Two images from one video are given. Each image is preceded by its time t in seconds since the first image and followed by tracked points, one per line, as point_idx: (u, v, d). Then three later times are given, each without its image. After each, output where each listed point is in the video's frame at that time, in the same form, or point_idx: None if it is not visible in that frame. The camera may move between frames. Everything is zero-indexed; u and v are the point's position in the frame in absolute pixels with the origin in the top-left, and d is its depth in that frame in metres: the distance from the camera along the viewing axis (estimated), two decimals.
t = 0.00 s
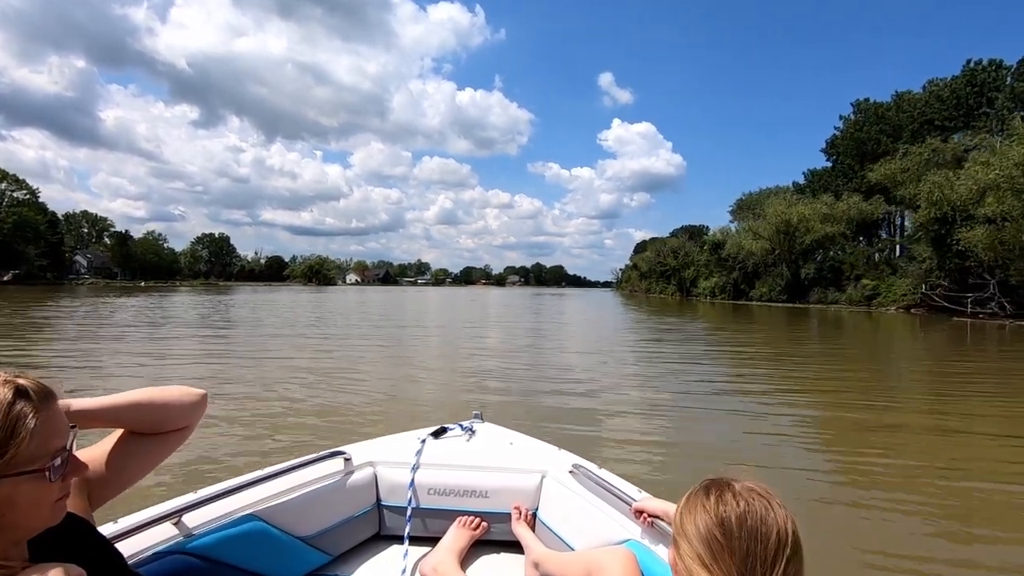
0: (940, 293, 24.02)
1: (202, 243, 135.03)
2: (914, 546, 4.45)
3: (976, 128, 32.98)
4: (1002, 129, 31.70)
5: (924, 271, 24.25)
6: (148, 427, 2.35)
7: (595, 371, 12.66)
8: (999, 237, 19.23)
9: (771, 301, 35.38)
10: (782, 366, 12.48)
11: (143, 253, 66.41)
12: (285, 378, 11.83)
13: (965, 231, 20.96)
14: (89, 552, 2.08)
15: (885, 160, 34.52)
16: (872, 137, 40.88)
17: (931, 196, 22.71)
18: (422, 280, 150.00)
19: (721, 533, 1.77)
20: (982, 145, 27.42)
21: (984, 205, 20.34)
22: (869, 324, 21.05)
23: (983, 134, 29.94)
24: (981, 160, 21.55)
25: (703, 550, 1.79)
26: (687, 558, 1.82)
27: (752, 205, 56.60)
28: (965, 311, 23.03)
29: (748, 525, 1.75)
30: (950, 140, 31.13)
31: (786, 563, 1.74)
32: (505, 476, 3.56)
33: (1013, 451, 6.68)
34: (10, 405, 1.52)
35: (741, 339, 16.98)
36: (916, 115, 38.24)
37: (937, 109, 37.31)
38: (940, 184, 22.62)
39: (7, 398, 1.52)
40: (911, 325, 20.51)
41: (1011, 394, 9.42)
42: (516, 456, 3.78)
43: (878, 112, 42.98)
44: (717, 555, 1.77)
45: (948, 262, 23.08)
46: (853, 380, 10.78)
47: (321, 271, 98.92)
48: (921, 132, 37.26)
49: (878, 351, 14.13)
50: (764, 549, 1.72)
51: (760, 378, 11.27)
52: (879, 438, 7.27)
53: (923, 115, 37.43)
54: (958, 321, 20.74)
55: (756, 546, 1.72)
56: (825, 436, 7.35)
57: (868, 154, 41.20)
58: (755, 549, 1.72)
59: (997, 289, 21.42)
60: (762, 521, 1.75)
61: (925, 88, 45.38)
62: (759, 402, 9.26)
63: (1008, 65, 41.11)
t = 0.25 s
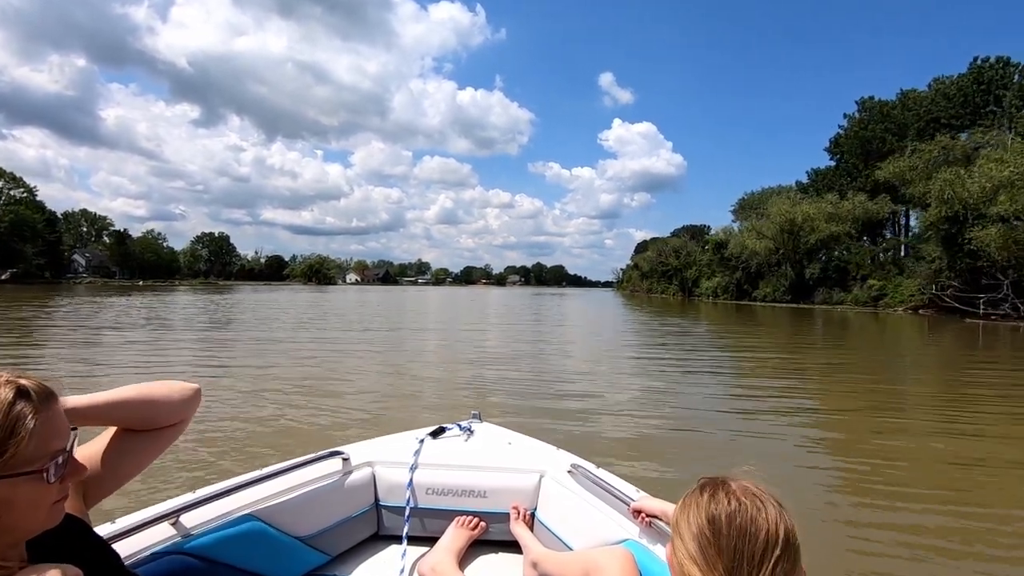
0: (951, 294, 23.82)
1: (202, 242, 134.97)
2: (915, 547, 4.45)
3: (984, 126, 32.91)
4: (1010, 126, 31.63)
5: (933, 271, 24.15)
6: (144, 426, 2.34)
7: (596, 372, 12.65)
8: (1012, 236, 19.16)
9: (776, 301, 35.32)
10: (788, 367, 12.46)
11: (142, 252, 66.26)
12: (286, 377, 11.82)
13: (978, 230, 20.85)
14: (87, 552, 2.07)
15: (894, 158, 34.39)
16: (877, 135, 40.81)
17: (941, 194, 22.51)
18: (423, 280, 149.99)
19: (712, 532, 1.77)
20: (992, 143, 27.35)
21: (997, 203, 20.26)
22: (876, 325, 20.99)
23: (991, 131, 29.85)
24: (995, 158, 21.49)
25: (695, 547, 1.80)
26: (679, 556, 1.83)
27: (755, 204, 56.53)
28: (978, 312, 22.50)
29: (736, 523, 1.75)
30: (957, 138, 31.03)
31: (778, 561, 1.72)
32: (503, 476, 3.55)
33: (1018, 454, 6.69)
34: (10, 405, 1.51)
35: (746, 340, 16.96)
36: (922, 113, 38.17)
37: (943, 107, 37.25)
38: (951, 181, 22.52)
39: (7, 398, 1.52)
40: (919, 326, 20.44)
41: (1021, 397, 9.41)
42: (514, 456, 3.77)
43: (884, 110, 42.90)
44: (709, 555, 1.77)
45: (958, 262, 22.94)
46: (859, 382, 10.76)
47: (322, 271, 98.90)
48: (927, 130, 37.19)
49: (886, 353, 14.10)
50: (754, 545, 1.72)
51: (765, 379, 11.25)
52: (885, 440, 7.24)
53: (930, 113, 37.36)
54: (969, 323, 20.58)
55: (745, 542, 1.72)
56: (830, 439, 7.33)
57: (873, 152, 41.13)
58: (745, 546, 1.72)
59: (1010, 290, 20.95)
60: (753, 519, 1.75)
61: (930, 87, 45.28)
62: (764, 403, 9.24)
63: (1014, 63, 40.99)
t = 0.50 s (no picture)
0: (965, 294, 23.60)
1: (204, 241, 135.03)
2: (924, 556, 4.43)
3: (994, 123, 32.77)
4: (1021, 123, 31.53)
5: (946, 270, 23.99)
6: (145, 427, 2.34)
7: (597, 372, 12.63)
8: None
9: (782, 302, 35.23)
10: (795, 369, 12.40)
11: (143, 251, 66.25)
12: (287, 377, 11.82)
13: (994, 228, 20.68)
14: (85, 552, 2.08)
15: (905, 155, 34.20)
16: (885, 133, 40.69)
17: (956, 191, 22.41)
18: (425, 279, 150.09)
19: (706, 531, 1.78)
20: (1004, 140, 27.14)
21: (1014, 201, 20.15)
22: (886, 326, 20.90)
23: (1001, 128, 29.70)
24: (1011, 155, 21.38)
25: (691, 545, 1.80)
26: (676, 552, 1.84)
27: (759, 203, 56.44)
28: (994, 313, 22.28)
29: (730, 522, 1.75)
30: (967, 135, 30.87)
31: (771, 559, 1.71)
32: (502, 476, 3.56)
33: None
34: (11, 406, 1.51)
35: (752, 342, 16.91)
36: (931, 110, 38.04)
37: (952, 104, 37.10)
38: (965, 178, 22.33)
39: (9, 400, 1.52)
40: (931, 327, 20.32)
41: None
42: (513, 455, 3.76)
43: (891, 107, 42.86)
44: (704, 553, 1.77)
45: (973, 261, 22.77)
46: (867, 385, 10.70)
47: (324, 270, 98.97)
48: (936, 128, 37.06)
49: (894, 355, 14.08)
50: (747, 543, 1.72)
51: (771, 381, 11.21)
52: (891, 445, 7.22)
53: (939, 110, 37.20)
54: (983, 325, 20.42)
55: (738, 540, 1.73)
56: (837, 442, 7.31)
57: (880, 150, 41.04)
58: (739, 544, 1.72)
59: None
60: (746, 517, 1.74)
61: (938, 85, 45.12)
62: (771, 406, 9.21)
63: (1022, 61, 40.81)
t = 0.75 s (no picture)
0: (984, 295, 23.16)
1: (208, 241, 135.38)
2: (922, 554, 4.47)
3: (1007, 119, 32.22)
4: None
5: (963, 270, 23.65)
6: (145, 427, 2.34)
7: (601, 373, 12.59)
8: None
9: (790, 302, 35.07)
10: (803, 371, 12.31)
11: (146, 250, 66.38)
12: (289, 377, 11.83)
13: (1012, 227, 20.14)
14: (81, 551, 2.08)
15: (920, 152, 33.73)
16: (896, 131, 40.51)
17: (974, 189, 21.70)
18: (430, 279, 150.25)
19: (704, 529, 1.76)
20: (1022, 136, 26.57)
21: None
22: (898, 328, 20.69)
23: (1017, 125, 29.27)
24: None
25: (689, 542, 1.79)
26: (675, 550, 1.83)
27: (767, 202, 56.21)
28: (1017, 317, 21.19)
29: (725, 519, 1.74)
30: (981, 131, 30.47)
31: (767, 558, 1.69)
32: (501, 476, 3.54)
33: None
34: (14, 409, 1.50)
35: (760, 343, 16.80)
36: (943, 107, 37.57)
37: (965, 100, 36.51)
38: (983, 176, 21.73)
39: (10, 401, 1.50)
40: (945, 330, 20.08)
41: None
42: (512, 455, 3.75)
43: (901, 104, 42.64)
44: (703, 551, 1.75)
45: (991, 260, 22.31)
46: (877, 388, 10.61)
47: (329, 270, 99.15)
48: (947, 126, 36.64)
49: (908, 358, 13.94)
50: (744, 540, 1.70)
51: (779, 383, 11.13)
52: (899, 446, 7.16)
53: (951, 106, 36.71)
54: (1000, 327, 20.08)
55: (734, 538, 1.70)
56: (844, 444, 7.26)
57: (891, 149, 40.81)
58: (736, 541, 1.70)
59: None
60: (742, 514, 1.72)
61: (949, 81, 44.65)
62: (778, 408, 9.14)
63: None
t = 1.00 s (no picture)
0: (1004, 296, 22.68)
1: (216, 240, 136.15)
2: (908, 550, 4.56)
3: None
4: None
5: (982, 270, 23.05)
6: (131, 423, 2.36)
7: (606, 374, 12.57)
8: None
9: (801, 302, 34.89)
10: (815, 373, 12.21)
11: (153, 249, 66.70)
12: (295, 376, 11.88)
13: None
14: (77, 551, 2.10)
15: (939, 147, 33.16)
16: (910, 128, 40.12)
17: (996, 186, 20.62)
18: (437, 279, 150.48)
19: (695, 528, 1.75)
20: None
21: None
22: (914, 330, 20.42)
23: None
24: None
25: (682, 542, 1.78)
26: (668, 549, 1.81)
27: (777, 201, 55.86)
28: None
29: (716, 518, 1.73)
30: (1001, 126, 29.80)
31: (757, 556, 1.67)
32: (499, 476, 3.54)
33: None
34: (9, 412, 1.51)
35: (771, 344, 16.70)
36: (959, 103, 36.87)
37: (981, 97, 35.68)
38: (1006, 172, 20.65)
39: (7, 404, 1.51)
40: (962, 331, 19.79)
41: None
42: (511, 455, 3.74)
43: (915, 100, 42.30)
44: (694, 550, 1.74)
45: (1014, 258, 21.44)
46: (889, 389, 10.50)
47: (336, 269, 99.57)
48: (963, 123, 35.98)
49: (924, 359, 13.75)
50: (735, 538, 1.69)
51: (789, 385, 11.04)
52: (909, 450, 7.09)
53: (967, 103, 35.98)
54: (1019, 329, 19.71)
55: (725, 536, 1.70)
56: (852, 447, 7.20)
57: (905, 146, 40.40)
58: (727, 539, 1.69)
59: None
60: (731, 513, 1.71)
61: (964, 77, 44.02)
62: (787, 410, 9.07)
63: None
